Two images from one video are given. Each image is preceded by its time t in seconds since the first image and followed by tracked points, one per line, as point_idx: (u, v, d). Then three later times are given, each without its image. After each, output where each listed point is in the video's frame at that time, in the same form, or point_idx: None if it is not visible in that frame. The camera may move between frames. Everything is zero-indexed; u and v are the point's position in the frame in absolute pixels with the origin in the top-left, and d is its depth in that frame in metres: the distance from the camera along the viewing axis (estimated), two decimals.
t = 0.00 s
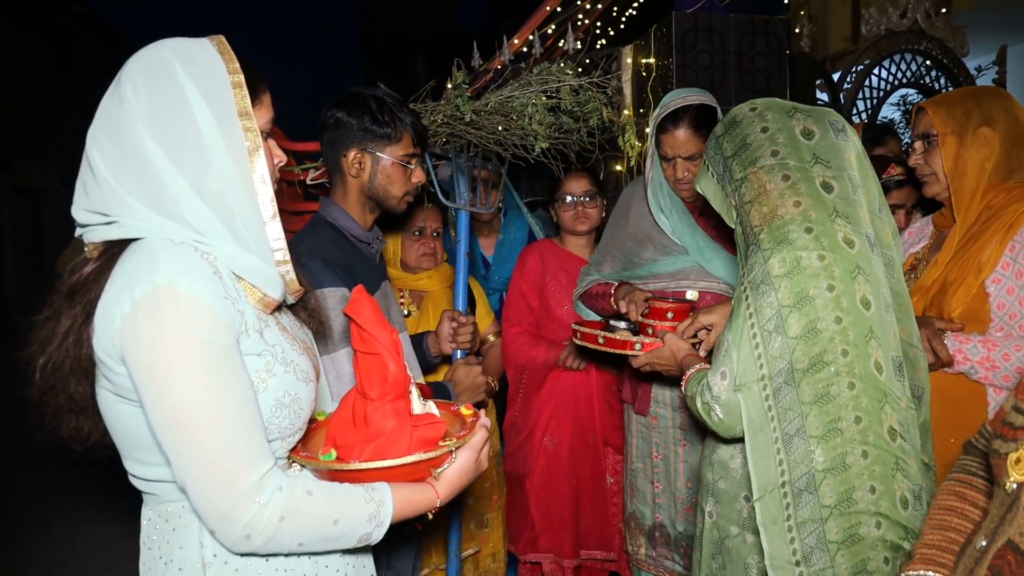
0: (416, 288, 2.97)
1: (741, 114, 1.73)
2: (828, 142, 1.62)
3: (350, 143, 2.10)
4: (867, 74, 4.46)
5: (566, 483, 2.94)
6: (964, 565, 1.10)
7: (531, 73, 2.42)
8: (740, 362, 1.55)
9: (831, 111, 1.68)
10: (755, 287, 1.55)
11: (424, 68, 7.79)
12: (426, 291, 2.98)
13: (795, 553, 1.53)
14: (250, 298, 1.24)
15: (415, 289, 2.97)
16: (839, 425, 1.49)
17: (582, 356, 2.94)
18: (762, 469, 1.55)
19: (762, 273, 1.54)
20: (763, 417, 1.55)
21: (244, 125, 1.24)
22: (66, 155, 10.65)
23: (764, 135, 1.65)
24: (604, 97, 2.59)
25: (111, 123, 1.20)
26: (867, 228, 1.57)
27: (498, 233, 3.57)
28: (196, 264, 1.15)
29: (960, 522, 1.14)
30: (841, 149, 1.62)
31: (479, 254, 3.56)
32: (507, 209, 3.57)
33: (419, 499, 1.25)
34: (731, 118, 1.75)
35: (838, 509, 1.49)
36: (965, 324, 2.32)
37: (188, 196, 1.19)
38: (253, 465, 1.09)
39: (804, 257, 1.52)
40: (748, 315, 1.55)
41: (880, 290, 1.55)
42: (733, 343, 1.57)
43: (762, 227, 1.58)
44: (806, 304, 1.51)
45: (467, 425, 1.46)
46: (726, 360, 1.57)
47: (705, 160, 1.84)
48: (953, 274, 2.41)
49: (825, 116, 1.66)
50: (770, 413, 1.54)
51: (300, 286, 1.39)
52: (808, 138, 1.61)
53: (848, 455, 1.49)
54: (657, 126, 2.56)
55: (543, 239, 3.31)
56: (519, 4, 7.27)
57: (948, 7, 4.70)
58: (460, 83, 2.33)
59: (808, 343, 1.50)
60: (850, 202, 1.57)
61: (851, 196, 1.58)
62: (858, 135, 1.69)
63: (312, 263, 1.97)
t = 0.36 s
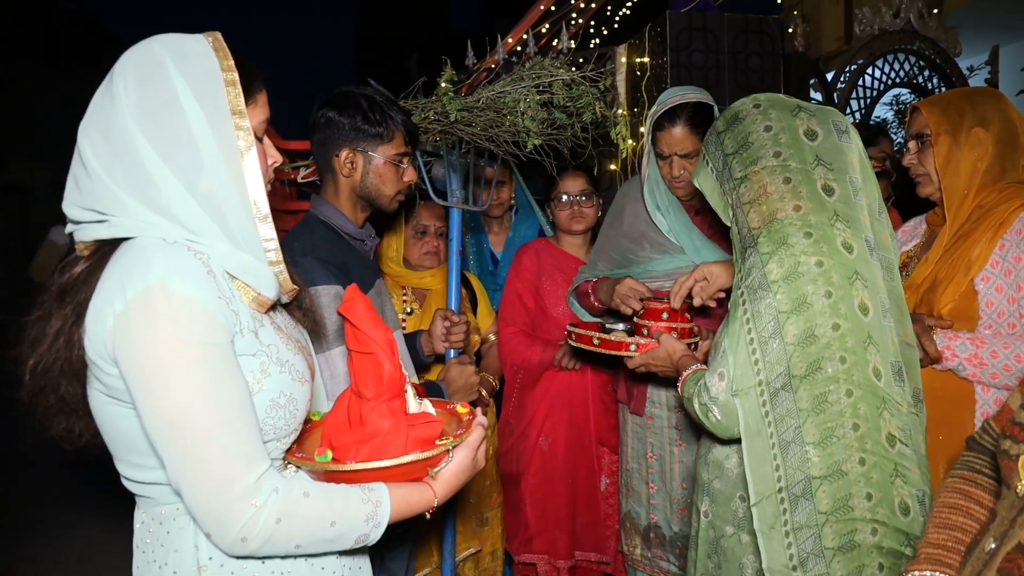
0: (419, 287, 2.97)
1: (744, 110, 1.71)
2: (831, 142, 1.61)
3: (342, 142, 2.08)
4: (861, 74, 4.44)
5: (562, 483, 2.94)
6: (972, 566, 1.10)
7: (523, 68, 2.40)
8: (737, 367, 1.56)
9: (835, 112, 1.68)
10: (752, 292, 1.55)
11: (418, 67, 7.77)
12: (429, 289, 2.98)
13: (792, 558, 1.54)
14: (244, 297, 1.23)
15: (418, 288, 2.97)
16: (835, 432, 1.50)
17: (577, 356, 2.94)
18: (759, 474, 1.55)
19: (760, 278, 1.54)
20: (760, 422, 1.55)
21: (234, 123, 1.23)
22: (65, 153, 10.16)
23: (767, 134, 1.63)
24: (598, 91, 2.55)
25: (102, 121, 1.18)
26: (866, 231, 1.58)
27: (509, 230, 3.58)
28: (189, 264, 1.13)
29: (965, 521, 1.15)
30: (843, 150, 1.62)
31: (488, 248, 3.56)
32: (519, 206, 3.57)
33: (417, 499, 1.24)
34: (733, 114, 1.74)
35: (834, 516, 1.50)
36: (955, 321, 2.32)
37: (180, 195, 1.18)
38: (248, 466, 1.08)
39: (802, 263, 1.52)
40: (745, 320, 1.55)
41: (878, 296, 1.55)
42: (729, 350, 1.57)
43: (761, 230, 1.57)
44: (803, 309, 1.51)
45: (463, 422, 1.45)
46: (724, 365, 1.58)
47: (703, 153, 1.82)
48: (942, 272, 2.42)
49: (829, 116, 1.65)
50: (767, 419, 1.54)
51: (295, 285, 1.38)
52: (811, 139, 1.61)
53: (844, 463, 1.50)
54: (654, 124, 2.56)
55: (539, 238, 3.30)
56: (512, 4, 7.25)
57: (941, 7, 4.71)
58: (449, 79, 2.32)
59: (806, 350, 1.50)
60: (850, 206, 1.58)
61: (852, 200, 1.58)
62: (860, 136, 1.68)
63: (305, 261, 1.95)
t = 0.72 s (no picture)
0: (422, 286, 2.97)
1: (760, 104, 1.67)
2: (840, 150, 1.61)
3: (330, 141, 2.07)
4: (853, 73, 4.43)
5: (556, 483, 2.94)
6: (962, 561, 1.10)
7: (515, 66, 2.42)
8: (737, 366, 1.57)
9: (848, 118, 1.67)
10: (751, 292, 1.56)
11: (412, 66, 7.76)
12: (431, 289, 2.98)
13: (789, 556, 1.54)
14: (232, 299, 1.21)
15: (420, 287, 2.96)
16: (835, 438, 1.49)
17: (570, 361, 2.96)
18: (755, 473, 1.55)
19: (760, 279, 1.55)
20: (756, 423, 1.55)
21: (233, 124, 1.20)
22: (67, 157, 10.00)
23: (779, 132, 1.61)
24: (590, 88, 2.56)
25: (103, 115, 1.18)
26: (867, 245, 1.58)
27: (514, 229, 3.58)
28: (175, 265, 1.12)
29: (958, 517, 1.15)
30: (852, 160, 1.62)
31: (493, 247, 3.55)
32: (525, 205, 3.56)
33: (407, 501, 1.23)
34: (745, 104, 1.70)
35: (835, 518, 1.49)
36: (947, 318, 2.35)
37: (173, 194, 1.17)
38: (234, 470, 1.07)
39: (802, 267, 1.52)
40: (744, 320, 1.57)
41: (876, 309, 1.55)
42: (727, 346, 1.59)
43: (764, 229, 1.56)
44: (804, 314, 1.51)
45: (457, 425, 1.45)
46: (723, 364, 1.59)
47: (709, 139, 1.80)
48: (935, 270, 2.43)
49: (842, 122, 1.64)
50: (764, 420, 1.54)
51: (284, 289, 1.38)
52: (822, 144, 1.60)
53: (845, 469, 1.49)
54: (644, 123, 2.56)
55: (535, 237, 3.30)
56: (505, 3, 7.23)
57: (931, 7, 4.74)
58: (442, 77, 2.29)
59: (805, 355, 1.50)
60: (853, 217, 1.58)
61: (856, 214, 1.59)
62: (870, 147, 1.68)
63: (295, 260, 1.94)
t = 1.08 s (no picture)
0: (421, 285, 2.96)
1: (767, 99, 1.65)
2: (847, 150, 1.60)
3: (328, 139, 2.07)
4: (851, 71, 4.45)
5: (555, 481, 2.93)
6: (957, 554, 1.10)
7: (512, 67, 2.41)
8: (738, 363, 1.57)
9: (856, 119, 1.66)
10: (755, 289, 1.56)
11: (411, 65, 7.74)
12: (429, 289, 2.98)
13: (783, 552, 1.55)
14: (225, 300, 1.21)
15: (419, 286, 2.95)
16: (834, 439, 1.49)
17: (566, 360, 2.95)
18: (752, 469, 1.56)
19: (763, 277, 1.55)
20: (756, 421, 1.55)
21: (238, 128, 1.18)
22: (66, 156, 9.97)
23: (788, 129, 1.59)
24: (586, 88, 2.58)
25: (117, 113, 1.19)
26: (871, 246, 1.58)
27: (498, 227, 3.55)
28: (165, 268, 1.12)
29: (953, 512, 1.15)
30: (858, 160, 1.61)
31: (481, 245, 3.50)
32: (507, 203, 3.58)
33: (404, 512, 1.22)
34: (754, 98, 1.67)
35: (830, 518, 1.50)
36: (945, 315, 2.35)
37: (173, 194, 1.17)
38: (217, 476, 1.06)
39: (806, 267, 1.52)
40: (748, 317, 1.56)
41: (878, 311, 1.54)
42: (728, 342, 1.59)
43: (769, 226, 1.56)
44: (807, 313, 1.51)
45: (456, 427, 1.45)
46: (724, 361, 1.59)
47: (715, 129, 1.76)
48: (933, 267, 2.43)
49: (850, 123, 1.63)
50: (763, 417, 1.55)
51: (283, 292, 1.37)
52: (830, 143, 1.59)
53: (843, 469, 1.49)
54: (637, 115, 2.56)
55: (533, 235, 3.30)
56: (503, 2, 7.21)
57: (928, 6, 4.74)
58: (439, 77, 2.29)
59: (807, 355, 1.50)
60: (859, 218, 1.58)
61: (861, 214, 1.59)
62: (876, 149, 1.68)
63: (291, 259, 1.93)
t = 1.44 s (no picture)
0: (417, 282, 2.94)
1: (769, 97, 1.65)
2: (849, 148, 1.61)
3: (329, 136, 2.06)
4: (850, 70, 4.44)
5: (554, 479, 2.94)
6: (960, 559, 1.09)
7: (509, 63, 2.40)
8: (736, 361, 1.57)
9: (858, 116, 1.66)
10: (753, 287, 1.56)
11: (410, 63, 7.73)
12: (428, 286, 2.96)
13: (784, 552, 1.55)
14: (228, 302, 1.21)
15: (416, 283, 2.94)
16: (834, 436, 1.49)
17: (567, 355, 2.94)
18: (755, 468, 1.56)
19: (762, 275, 1.55)
20: (757, 419, 1.56)
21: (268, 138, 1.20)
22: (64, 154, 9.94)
23: (789, 127, 1.59)
24: (585, 85, 2.56)
25: (140, 106, 1.20)
26: (871, 243, 1.58)
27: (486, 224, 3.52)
28: (160, 265, 1.11)
29: (952, 517, 1.16)
30: (859, 158, 1.62)
31: (470, 242, 3.46)
32: (493, 199, 3.56)
33: (362, 452, 1.12)
34: (756, 96, 1.68)
35: (831, 516, 1.50)
36: (940, 314, 2.36)
37: (182, 191, 1.17)
38: (187, 474, 1.01)
39: (805, 264, 1.52)
40: (745, 315, 1.57)
41: (877, 307, 1.55)
42: (728, 340, 1.59)
43: (769, 224, 1.56)
44: (806, 311, 1.51)
45: (455, 427, 1.49)
46: (724, 361, 1.59)
47: (716, 127, 1.77)
48: (929, 266, 2.44)
49: (851, 121, 1.63)
50: (764, 414, 1.55)
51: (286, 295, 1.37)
52: (831, 141, 1.59)
53: (843, 467, 1.49)
54: (637, 114, 2.56)
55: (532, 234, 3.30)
56: (502, 1, 7.20)
57: (927, 5, 4.74)
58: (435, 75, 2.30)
59: (806, 353, 1.50)
60: (859, 215, 1.58)
61: (862, 211, 1.59)
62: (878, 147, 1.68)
63: (289, 256, 1.93)
